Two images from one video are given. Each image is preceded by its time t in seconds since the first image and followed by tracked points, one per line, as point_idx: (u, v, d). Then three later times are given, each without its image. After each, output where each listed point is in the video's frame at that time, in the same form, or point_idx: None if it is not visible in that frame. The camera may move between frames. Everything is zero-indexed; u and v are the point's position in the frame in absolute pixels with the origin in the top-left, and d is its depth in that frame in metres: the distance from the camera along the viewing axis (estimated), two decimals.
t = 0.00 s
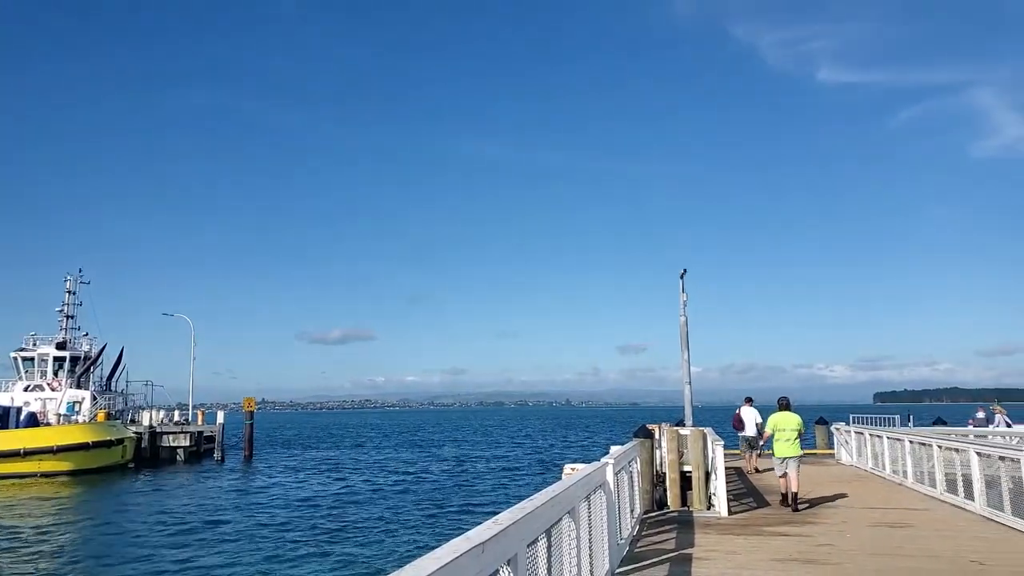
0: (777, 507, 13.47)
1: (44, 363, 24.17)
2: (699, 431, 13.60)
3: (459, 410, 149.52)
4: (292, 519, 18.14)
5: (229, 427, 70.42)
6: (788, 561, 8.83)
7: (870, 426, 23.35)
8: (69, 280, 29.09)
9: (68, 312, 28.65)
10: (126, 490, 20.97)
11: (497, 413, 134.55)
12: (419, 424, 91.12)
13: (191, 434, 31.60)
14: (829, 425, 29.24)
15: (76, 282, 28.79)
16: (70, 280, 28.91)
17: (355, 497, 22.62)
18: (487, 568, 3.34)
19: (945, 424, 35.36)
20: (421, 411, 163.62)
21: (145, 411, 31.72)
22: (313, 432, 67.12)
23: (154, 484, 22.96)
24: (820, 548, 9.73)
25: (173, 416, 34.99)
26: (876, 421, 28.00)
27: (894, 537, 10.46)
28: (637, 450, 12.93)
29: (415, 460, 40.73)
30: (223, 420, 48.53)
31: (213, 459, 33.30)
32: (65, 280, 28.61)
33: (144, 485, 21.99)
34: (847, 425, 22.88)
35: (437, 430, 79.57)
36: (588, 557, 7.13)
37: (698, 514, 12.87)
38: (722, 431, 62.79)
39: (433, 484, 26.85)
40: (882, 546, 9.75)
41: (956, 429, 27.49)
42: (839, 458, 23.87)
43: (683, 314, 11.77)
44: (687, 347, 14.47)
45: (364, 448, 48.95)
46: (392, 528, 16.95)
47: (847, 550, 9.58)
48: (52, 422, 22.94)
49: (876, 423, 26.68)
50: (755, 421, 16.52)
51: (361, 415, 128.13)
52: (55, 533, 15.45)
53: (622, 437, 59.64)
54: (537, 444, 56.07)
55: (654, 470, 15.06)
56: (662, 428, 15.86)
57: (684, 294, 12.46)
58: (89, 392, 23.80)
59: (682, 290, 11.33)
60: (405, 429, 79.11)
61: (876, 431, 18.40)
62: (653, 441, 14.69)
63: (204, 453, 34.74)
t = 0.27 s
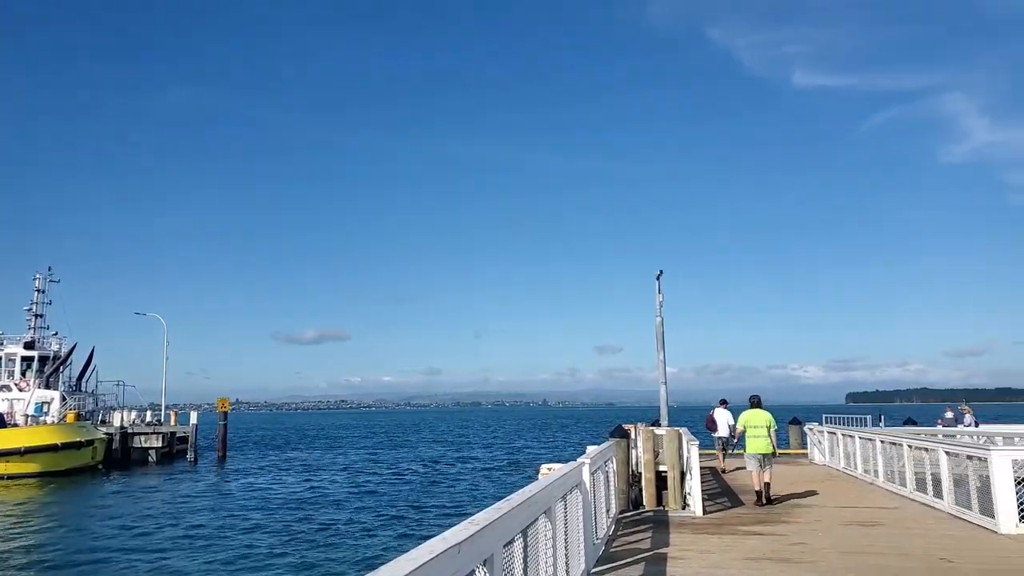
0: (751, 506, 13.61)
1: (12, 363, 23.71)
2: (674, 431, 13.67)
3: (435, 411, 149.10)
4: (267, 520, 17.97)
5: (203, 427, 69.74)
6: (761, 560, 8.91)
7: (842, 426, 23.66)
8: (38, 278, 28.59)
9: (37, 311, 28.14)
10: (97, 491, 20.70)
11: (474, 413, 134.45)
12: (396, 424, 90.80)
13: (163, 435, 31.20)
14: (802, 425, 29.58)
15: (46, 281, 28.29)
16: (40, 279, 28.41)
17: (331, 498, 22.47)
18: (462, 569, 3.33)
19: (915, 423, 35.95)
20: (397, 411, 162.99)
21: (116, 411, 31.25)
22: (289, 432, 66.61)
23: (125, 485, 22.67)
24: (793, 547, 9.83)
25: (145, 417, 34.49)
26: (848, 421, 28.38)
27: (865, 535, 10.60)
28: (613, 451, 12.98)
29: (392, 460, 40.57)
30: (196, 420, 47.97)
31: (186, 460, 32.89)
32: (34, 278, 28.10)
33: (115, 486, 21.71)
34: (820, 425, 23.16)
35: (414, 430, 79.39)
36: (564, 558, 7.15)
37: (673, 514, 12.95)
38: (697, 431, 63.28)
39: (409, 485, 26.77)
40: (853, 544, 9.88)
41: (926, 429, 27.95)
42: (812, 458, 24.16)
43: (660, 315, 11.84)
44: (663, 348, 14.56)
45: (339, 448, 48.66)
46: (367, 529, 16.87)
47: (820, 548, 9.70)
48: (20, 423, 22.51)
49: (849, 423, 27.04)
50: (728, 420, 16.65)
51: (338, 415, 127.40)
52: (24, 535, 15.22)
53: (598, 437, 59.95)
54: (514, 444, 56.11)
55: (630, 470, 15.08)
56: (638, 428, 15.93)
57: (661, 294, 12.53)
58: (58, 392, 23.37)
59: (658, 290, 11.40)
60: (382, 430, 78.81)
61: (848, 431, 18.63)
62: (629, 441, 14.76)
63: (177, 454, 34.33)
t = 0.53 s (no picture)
0: (726, 505, 13.73)
1: None
2: (650, 431, 13.75)
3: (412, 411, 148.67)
4: (241, 522, 17.81)
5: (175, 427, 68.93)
6: (735, 558, 9.00)
7: (816, 426, 23.95)
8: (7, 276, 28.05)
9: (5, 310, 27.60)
10: (67, 493, 20.45)
11: (451, 413, 134.30)
12: (373, 425, 90.47)
13: (135, 436, 30.78)
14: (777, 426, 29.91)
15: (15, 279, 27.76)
16: (9, 277, 27.90)
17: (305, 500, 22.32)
18: (439, 569, 3.33)
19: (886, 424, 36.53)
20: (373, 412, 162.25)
21: (87, 412, 30.76)
22: (265, 433, 66.09)
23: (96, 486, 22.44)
24: (767, 546, 9.94)
25: (117, 417, 33.99)
26: (821, 421, 28.76)
27: (837, 534, 10.74)
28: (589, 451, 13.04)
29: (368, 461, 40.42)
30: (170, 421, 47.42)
31: (158, 461, 32.47)
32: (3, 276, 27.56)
33: (86, 487, 21.47)
34: (794, 425, 23.43)
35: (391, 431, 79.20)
36: (541, 558, 7.19)
37: (649, 514, 13.04)
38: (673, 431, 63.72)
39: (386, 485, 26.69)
40: (826, 543, 10.00)
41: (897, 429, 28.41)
42: (786, 458, 24.45)
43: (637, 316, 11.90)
44: (640, 348, 14.63)
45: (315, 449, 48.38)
46: (341, 529, 16.81)
47: (793, 547, 9.81)
48: None
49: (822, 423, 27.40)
50: (703, 420, 16.76)
51: (314, 416, 126.61)
52: None
53: (574, 438, 60.18)
54: (491, 445, 56.14)
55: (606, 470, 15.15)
56: (615, 429, 15.99)
57: (638, 294, 12.60)
58: (27, 392, 22.92)
59: (636, 291, 11.45)
60: (361, 431, 78.56)
61: (822, 431, 18.87)
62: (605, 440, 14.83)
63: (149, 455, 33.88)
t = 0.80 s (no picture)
0: (701, 505, 13.81)
1: None
2: (627, 431, 13.80)
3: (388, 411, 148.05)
4: (213, 524, 17.61)
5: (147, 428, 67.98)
6: (710, 558, 9.05)
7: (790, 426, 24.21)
8: None
9: None
10: (37, 494, 20.20)
11: (428, 414, 134.02)
12: (350, 425, 90.12)
13: (106, 436, 30.31)
14: (751, 426, 30.20)
15: None
16: None
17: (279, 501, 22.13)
18: (415, 570, 3.32)
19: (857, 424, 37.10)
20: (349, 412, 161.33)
21: (56, 412, 30.23)
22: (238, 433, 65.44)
23: (66, 488, 22.20)
24: (742, 545, 10.00)
25: (88, 418, 33.44)
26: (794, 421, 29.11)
27: (810, 533, 10.84)
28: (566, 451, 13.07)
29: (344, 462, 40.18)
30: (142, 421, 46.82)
31: (130, 462, 32.00)
32: None
33: (56, 489, 21.23)
34: (769, 425, 23.66)
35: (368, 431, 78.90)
36: (518, 558, 7.19)
37: (625, 513, 13.08)
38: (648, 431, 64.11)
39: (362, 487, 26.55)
40: (799, 542, 10.09)
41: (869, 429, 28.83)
42: (761, 457, 24.68)
43: (614, 316, 11.94)
44: (617, 348, 14.67)
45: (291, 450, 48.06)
46: (314, 531, 16.69)
47: (767, 546, 9.89)
48: None
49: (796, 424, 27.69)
50: (678, 420, 16.85)
51: (289, 416, 125.66)
52: None
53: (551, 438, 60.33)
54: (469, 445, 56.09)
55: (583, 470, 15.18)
56: (592, 429, 16.01)
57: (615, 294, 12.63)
58: None
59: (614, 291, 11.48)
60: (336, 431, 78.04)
61: (796, 432, 19.07)
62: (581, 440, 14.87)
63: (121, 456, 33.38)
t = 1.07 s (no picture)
0: (676, 505, 13.87)
1: None
2: (604, 431, 13.83)
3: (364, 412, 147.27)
4: (184, 526, 17.39)
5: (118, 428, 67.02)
6: (685, 558, 9.08)
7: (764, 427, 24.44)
8: None
9: None
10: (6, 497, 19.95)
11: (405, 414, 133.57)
12: (326, 426, 89.69)
13: (77, 437, 29.81)
14: (726, 426, 30.45)
15: None
16: None
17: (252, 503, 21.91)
18: (390, 571, 3.29)
19: (830, 424, 37.58)
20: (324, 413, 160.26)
21: (25, 413, 29.67)
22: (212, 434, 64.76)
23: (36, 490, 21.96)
24: (717, 545, 10.05)
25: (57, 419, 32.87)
26: (769, 421, 29.40)
27: (784, 532, 10.92)
28: (542, 451, 13.08)
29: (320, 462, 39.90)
30: (114, 421, 46.18)
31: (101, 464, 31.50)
32: None
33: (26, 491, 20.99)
34: (743, 425, 23.86)
35: (345, 433, 78.57)
36: (495, 559, 7.19)
37: (602, 514, 13.10)
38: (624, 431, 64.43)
39: (337, 488, 26.39)
40: (773, 541, 10.17)
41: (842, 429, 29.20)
42: (735, 457, 24.87)
43: (591, 316, 11.97)
44: (594, 349, 14.70)
45: (266, 451, 47.67)
46: (287, 533, 16.57)
47: (741, 546, 9.95)
48: None
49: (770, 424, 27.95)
50: (655, 420, 16.93)
51: (265, 416, 124.62)
52: None
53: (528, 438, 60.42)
54: (446, 446, 55.98)
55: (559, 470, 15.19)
56: (569, 429, 16.03)
57: (593, 293, 12.66)
58: None
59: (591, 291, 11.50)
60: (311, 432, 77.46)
61: (770, 432, 19.24)
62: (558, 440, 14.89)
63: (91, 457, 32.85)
